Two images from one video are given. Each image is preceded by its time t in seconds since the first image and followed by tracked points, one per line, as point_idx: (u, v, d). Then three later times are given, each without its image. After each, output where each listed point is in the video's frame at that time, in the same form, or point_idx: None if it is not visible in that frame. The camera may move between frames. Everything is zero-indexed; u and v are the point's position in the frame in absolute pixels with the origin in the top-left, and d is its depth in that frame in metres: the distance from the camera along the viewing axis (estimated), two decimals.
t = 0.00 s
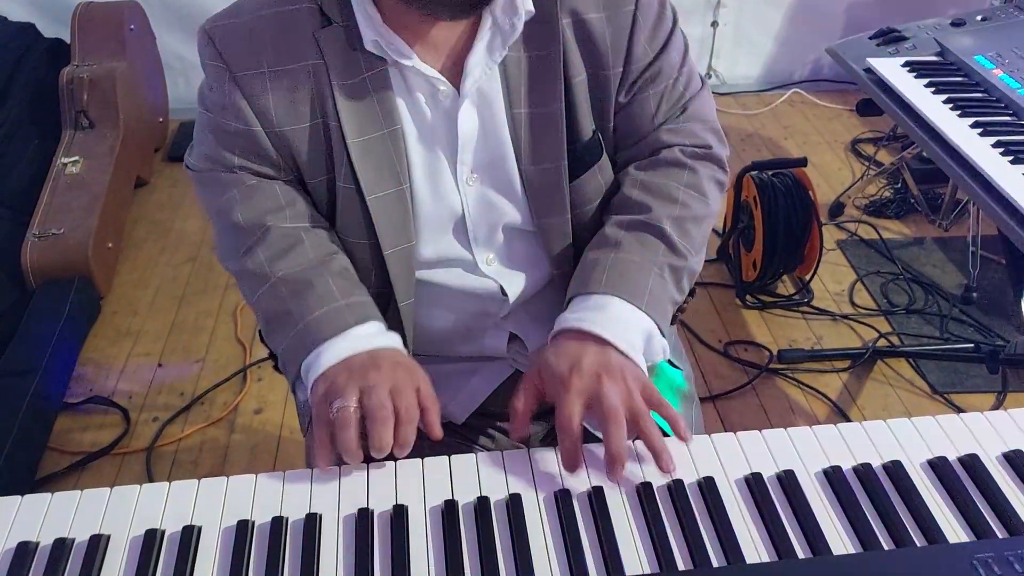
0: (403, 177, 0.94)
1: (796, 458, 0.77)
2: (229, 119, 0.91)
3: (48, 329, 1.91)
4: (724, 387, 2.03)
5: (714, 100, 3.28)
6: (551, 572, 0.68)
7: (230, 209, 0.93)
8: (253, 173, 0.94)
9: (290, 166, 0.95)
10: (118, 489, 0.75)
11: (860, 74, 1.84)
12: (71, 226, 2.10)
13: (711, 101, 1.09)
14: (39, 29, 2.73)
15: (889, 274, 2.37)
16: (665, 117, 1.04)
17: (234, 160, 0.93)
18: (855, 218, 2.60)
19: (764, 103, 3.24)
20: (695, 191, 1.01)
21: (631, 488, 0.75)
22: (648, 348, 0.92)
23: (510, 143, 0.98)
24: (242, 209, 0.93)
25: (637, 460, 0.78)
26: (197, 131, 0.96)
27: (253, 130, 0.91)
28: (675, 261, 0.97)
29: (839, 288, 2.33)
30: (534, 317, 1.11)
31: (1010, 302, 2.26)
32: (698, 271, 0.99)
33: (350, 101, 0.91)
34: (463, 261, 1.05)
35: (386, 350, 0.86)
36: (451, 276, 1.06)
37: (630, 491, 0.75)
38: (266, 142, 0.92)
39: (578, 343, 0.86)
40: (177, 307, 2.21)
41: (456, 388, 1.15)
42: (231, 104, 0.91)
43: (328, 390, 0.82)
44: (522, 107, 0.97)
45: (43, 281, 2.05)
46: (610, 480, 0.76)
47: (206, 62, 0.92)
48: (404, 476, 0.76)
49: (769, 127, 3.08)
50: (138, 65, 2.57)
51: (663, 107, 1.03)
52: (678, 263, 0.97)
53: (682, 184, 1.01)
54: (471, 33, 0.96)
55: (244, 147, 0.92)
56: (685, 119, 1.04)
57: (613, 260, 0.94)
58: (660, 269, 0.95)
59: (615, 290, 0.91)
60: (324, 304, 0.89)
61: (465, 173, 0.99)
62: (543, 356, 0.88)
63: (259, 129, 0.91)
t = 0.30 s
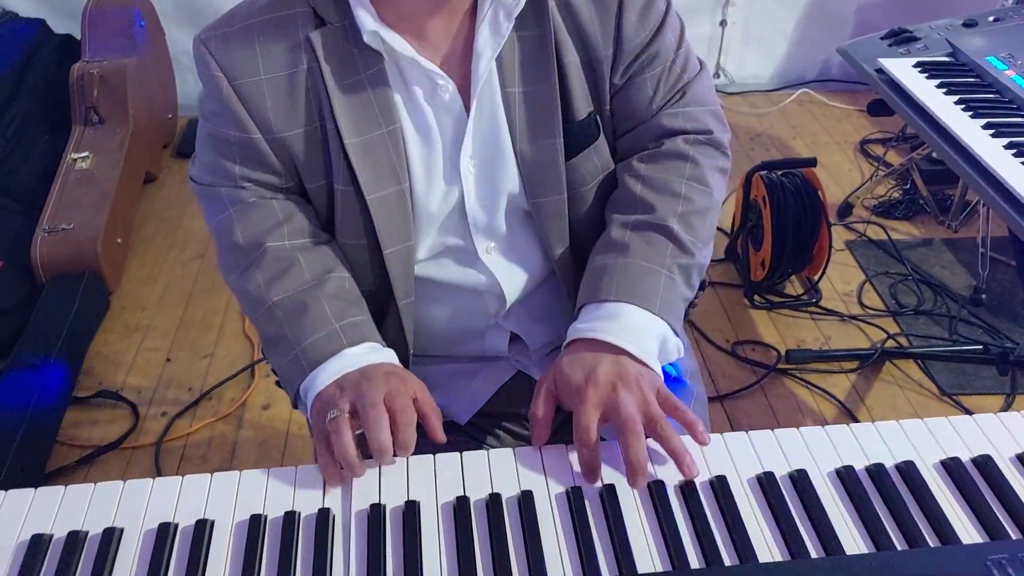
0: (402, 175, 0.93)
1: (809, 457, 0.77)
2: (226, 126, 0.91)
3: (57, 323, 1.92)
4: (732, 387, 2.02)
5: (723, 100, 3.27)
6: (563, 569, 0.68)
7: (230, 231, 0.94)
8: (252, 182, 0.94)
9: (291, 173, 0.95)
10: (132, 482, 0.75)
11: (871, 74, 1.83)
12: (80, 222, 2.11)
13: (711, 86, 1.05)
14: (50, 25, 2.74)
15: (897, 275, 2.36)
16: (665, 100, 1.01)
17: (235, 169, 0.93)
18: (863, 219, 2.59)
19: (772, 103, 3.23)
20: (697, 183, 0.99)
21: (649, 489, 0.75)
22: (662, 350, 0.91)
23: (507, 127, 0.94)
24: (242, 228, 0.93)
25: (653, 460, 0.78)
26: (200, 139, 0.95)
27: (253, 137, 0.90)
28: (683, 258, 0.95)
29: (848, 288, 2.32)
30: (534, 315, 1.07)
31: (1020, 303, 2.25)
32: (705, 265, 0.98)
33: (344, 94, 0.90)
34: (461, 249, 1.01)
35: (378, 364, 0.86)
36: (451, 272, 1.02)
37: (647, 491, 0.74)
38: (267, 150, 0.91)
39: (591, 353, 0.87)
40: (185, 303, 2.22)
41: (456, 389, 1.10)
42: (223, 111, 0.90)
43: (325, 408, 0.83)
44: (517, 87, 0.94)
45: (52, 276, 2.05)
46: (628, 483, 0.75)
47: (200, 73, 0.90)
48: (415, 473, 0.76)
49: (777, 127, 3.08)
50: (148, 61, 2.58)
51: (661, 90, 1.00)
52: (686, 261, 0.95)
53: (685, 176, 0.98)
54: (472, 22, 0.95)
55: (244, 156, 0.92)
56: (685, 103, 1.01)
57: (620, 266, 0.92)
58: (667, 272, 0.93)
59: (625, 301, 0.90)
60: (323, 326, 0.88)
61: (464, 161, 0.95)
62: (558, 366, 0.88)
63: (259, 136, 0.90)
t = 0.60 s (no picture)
0: (407, 166, 0.92)
1: (811, 467, 0.77)
2: (235, 121, 0.90)
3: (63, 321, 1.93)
4: (735, 392, 2.02)
5: (728, 104, 3.27)
6: None
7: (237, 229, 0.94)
8: (263, 178, 0.93)
9: (300, 169, 0.94)
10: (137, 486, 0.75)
11: (875, 81, 1.83)
12: (85, 221, 2.11)
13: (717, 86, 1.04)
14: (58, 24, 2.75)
15: (900, 281, 2.36)
16: (670, 103, 1.00)
17: (241, 162, 0.92)
18: (867, 225, 2.59)
19: (777, 108, 3.23)
20: (703, 188, 0.99)
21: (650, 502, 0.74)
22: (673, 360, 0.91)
23: (514, 119, 0.94)
24: (250, 230, 0.93)
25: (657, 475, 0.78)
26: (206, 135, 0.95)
27: (264, 129, 0.89)
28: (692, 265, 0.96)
29: (851, 294, 2.32)
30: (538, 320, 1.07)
31: None
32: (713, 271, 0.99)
33: (350, 84, 0.90)
34: (465, 245, 1.00)
35: (387, 380, 0.87)
36: (455, 270, 1.01)
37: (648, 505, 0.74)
38: (274, 141, 0.90)
39: (601, 364, 0.88)
40: (189, 303, 2.22)
41: (460, 394, 1.10)
42: (237, 104, 0.89)
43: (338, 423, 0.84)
44: (524, 82, 0.94)
45: (56, 275, 2.06)
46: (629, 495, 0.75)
47: (211, 68, 0.90)
48: (421, 480, 0.76)
49: (782, 132, 3.07)
50: (155, 61, 2.59)
51: (666, 92, 0.99)
52: (695, 267, 0.96)
53: (692, 182, 0.98)
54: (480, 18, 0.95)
55: (250, 148, 0.91)
56: (691, 105, 1.01)
57: (631, 270, 0.93)
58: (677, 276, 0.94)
59: (634, 304, 0.91)
60: (329, 333, 0.89)
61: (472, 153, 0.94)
62: (570, 376, 0.89)
63: (269, 127, 0.90)
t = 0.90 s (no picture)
0: (434, 138, 0.92)
1: (824, 458, 0.77)
2: (264, 89, 0.88)
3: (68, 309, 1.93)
4: (741, 387, 2.02)
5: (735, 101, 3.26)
6: (581, 565, 0.68)
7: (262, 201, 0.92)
8: (291, 147, 0.91)
9: (328, 140, 0.93)
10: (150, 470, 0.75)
11: (885, 76, 1.83)
12: (91, 210, 2.11)
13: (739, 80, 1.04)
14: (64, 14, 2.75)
15: (907, 278, 2.36)
16: (694, 91, 1.00)
17: (269, 130, 0.90)
18: (874, 222, 2.59)
19: (784, 105, 3.23)
20: (725, 181, 0.98)
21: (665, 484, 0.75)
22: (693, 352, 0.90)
23: (542, 95, 0.94)
24: (273, 204, 0.92)
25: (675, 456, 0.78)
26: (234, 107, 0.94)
27: (293, 96, 0.88)
28: (712, 257, 0.95)
29: (858, 292, 2.32)
30: (556, 305, 1.05)
31: None
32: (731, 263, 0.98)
33: (382, 54, 0.89)
34: (491, 222, 0.99)
35: (408, 364, 0.86)
36: (479, 251, 1.00)
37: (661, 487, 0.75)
38: (305, 109, 0.89)
39: (624, 351, 0.87)
40: (194, 293, 2.22)
41: (478, 376, 1.09)
42: (265, 74, 0.88)
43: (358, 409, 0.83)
44: (554, 60, 0.93)
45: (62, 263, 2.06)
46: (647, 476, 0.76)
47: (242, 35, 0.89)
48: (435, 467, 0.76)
49: (789, 129, 3.07)
50: (162, 51, 2.59)
51: (690, 80, 0.99)
52: (715, 259, 0.95)
53: (715, 175, 0.97)
54: None
55: (279, 113, 0.89)
56: (714, 95, 1.00)
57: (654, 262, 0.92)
58: (698, 268, 0.93)
59: (657, 297, 0.89)
60: (346, 311, 0.87)
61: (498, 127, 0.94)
62: (593, 364, 0.89)
63: (298, 95, 0.88)
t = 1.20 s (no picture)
0: (461, 118, 0.91)
1: (830, 450, 0.77)
2: (297, 60, 0.88)
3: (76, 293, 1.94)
4: (747, 382, 2.02)
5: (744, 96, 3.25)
6: (584, 554, 0.68)
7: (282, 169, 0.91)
8: (322, 120, 0.90)
9: (357, 118, 0.92)
10: (157, 454, 0.75)
11: (897, 72, 1.81)
12: (99, 194, 2.12)
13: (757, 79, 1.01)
14: None
15: (914, 275, 2.35)
16: (716, 90, 0.97)
17: (300, 102, 0.89)
18: (882, 219, 2.58)
19: (794, 101, 3.22)
20: (746, 181, 0.96)
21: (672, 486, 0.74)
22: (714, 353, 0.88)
23: (570, 85, 0.93)
24: (297, 170, 0.90)
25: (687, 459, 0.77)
26: (266, 78, 0.93)
27: (327, 69, 0.87)
28: (734, 255, 0.92)
29: (865, 288, 2.31)
30: (575, 292, 1.05)
31: None
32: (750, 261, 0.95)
33: (415, 33, 0.89)
34: (516, 209, 0.98)
35: (405, 341, 0.84)
36: (502, 236, 0.99)
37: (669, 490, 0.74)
38: (338, 83, 0.88)
39: (645, 352, 0.84)
40: (201, 281, 2.22)
41: (491, 361, 1.10)
42: (298, 42, 0.87)
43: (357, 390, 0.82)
44: (583, 50, 0.93)
45: (69, 248, 2.07)
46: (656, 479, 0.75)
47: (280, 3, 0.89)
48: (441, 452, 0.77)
49: (797, 125, 3.06)
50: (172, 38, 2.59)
51: (714, 79, 0.97)
52: (738, 259, 0.92)
53: (735, 173, 0.96)
54: None
55: (311, 87, 0.88)
56: (737, 95, 0.98)
57: (678, 259, 0.89)
58: (721, 265, 0.91)
59: (682, 296, 0.87)
60: (358, 283, 0.86)
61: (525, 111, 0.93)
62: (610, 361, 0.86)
63: (331, 68, 0.87)
